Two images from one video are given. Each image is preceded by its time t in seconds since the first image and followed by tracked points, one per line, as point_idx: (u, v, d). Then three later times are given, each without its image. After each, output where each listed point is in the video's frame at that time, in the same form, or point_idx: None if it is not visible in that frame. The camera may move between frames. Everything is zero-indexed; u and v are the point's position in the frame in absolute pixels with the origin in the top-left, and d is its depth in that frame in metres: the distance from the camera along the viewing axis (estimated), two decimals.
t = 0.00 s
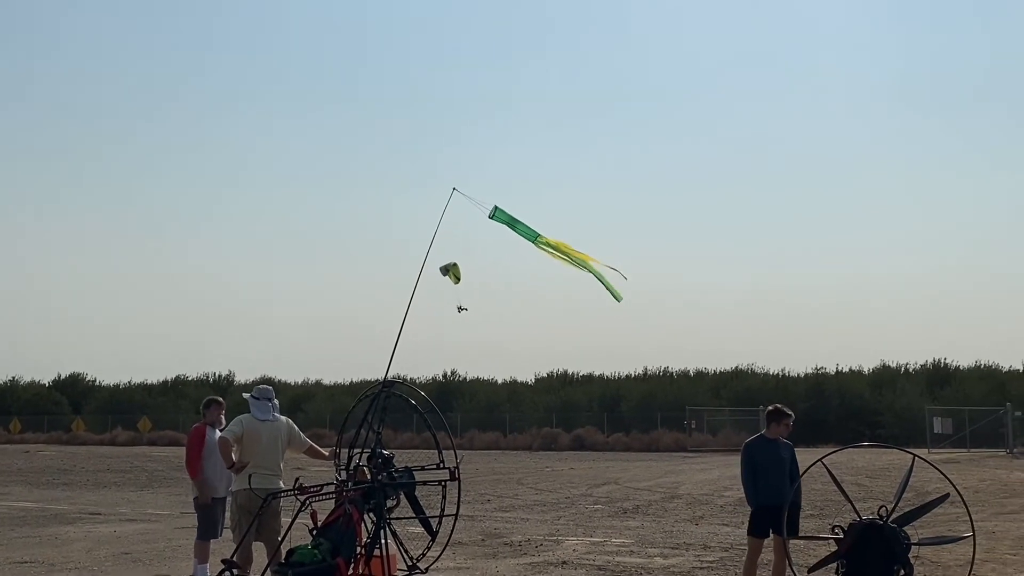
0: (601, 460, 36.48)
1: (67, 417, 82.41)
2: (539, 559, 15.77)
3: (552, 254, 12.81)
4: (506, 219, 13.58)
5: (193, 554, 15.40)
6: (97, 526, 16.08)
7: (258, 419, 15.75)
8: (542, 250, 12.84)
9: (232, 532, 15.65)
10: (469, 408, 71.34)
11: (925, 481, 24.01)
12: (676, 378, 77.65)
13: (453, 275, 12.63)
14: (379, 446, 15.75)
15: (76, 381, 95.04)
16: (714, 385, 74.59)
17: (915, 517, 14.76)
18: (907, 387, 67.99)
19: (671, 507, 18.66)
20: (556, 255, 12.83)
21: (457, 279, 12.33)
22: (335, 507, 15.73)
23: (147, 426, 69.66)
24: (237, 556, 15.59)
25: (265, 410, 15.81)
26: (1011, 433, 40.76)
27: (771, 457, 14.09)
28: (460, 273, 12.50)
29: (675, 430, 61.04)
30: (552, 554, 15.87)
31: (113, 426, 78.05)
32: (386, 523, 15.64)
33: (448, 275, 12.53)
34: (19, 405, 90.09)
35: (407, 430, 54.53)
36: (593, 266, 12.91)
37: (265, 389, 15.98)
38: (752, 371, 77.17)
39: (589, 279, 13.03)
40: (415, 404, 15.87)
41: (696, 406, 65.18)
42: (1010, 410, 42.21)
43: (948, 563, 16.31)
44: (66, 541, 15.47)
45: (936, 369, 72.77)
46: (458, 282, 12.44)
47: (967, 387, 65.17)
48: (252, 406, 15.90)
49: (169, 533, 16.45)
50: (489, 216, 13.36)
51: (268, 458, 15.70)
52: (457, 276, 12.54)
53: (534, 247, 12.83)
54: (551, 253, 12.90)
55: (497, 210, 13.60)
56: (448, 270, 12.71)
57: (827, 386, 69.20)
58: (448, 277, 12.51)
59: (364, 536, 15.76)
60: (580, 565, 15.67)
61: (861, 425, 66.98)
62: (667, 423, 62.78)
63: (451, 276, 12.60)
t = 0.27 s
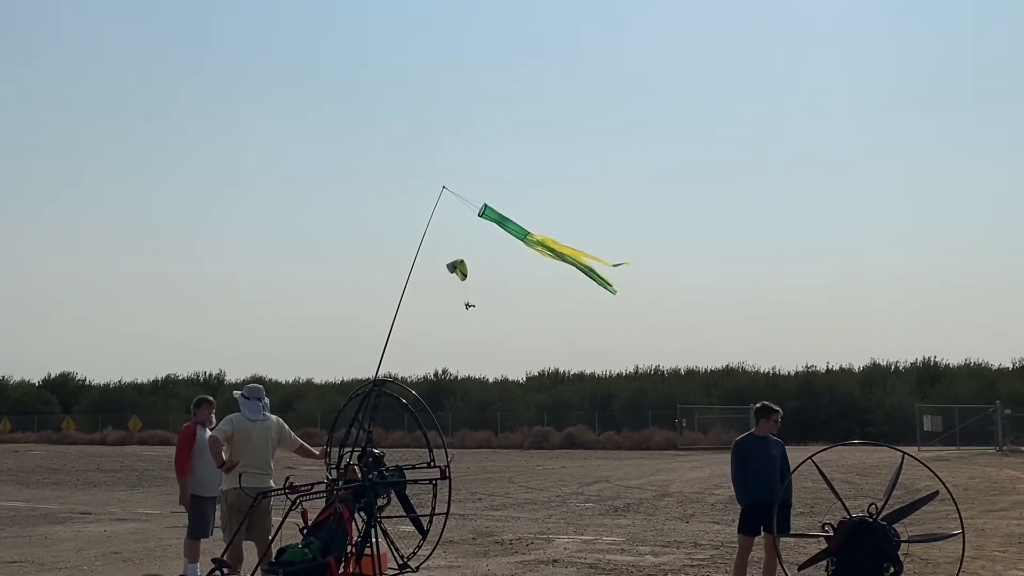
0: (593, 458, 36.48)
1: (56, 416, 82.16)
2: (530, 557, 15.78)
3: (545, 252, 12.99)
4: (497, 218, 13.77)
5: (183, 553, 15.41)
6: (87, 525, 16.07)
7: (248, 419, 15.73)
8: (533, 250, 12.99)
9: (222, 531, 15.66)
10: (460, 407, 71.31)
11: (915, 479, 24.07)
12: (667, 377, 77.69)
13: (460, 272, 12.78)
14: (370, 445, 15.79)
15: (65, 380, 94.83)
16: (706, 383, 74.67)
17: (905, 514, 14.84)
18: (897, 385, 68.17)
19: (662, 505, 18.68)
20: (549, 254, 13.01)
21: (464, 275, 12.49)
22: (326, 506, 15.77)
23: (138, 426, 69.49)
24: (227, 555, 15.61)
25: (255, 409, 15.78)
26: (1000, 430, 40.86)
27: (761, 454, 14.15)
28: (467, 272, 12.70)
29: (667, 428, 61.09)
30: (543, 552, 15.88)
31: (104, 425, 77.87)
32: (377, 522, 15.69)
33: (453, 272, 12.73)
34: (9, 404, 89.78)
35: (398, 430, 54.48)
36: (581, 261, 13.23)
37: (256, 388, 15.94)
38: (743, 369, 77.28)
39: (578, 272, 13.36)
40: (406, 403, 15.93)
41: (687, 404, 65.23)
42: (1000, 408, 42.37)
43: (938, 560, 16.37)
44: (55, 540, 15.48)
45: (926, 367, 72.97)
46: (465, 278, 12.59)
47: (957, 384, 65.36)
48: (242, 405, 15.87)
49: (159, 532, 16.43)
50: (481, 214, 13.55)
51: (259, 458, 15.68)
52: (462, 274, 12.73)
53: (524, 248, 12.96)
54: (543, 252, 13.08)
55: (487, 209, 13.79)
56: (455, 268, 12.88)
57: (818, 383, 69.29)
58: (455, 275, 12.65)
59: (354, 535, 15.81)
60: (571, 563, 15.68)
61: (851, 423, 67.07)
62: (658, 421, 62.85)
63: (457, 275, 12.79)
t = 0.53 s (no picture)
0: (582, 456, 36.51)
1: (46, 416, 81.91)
2: (521, 555, 15.80)
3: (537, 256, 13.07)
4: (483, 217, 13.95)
5: (173, 553, 15.45)
6: (77, 524, 16.09)
7: (237, 418, 15.74)
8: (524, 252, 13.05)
9: (212, 530, 15.70)
10: (451, 406, 71.25)
11: (904, 476, 24.12)
12: (659, 375, 77.72)
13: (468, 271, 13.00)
14: (360, 444, 15.82)
15: (55, 379, 94.58)
16: (696, 381, 74.61)
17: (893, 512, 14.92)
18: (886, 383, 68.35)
19: (652, 504, 18.71)
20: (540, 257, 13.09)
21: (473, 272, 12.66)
22: (315, 505, 15.79)
23: (129, 425, 69.29)
24: (217, 554, 15.66)
25: (245, 408, 15.78)
26: (989, 428, 41.02)
27: (748, 452, 14.17)
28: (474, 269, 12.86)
29: (658, 426, 61.09)
30: (533, 550, 15.90)
31: (93, 425, 77.65)
32: (367, 520, 15.72)
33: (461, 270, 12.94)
34: None
35: (390, 429, 54.40)
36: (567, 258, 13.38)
37: (245, 387, 15.94)
38: (734, 366, 77.37)
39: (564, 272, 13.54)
40: (396, 402, 15.94)
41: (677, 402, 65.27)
42: (989, 405, 42.45)
43: (927, 557, 16.45)
44: (44, 540, 15.50)
45: (916, 365, 73.14)
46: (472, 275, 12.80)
47: (946, 382, 65.54)
48: (231, 404, 15.86)
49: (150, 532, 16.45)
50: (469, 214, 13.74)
51: (248, 456, 15.69)
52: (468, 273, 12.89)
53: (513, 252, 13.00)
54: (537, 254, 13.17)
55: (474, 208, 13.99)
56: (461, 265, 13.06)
57: (808, 381, 69.41)
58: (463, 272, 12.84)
59: (344, 534, 15.84)
60: (561, 561, 15.71)
61: (841, 421, 67.19)
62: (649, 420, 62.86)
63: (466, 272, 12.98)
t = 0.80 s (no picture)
0: (572, 455, 36.50)
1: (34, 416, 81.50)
2: (510, 554, 15.79)
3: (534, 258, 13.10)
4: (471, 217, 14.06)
5: (161, 553, 15.42)
6: (65, 524, 16.05)
7: (225, 417, 15.68)
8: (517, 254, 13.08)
9: (200, 530, 15.67)
10: (441, 405, 71.15)
11: (893, 473, 24.20)
12: (648, 374, 77.77)
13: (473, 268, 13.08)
14: (348, 443, 15.81)
15: (45, 378, 94.13)
16: (686, 380, 74.68)
17: (881, 511, 14.97)
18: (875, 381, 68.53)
19: (642, 502, 18.72)
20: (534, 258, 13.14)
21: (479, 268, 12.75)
22: (304, 505, 15.77)
23: (117, 425, 68.96)
24: (205, 553, 15.63)
25: (232, 408, 15.72)
26: (978, 426, 41.16)
27: (729, 450, 14.23)
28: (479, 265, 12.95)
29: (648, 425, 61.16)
30: (523, 549, 15.90)
31: (82, 424, 77.30)
32: (356, 520, 15.72)
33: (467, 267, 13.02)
34: None
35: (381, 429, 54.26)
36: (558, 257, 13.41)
37: (233, 386, 15.88)
38: (724, 365, 77.50)
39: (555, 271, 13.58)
40: (385, 401, 15.92)
41: (666, 401, 65.31)
42: (976, 403, 42.53)
43: (916, 555, 16.50)
44: (32, 539, 15.46)
45: (905, 363, 73.33)
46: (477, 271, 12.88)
47: (934, 380, 65.75)
48: (219, 403, 15.80)
49: (138, 532, 16.42)
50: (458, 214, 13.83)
51: (236, 455, 15.66)
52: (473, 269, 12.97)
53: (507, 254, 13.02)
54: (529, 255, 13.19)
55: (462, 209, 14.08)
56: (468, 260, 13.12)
57: (795, 380, 69.57)
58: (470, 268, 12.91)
59: (333, 533, 15.83)
60: (551, 560, 15.71)
61: (830, 419, 67.32)
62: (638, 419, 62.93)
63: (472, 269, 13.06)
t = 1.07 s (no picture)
0: (556, 446, 37.31)
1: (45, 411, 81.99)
2: (501, 541, 16.61)
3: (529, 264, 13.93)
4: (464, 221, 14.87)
5: (167, 541, 16.18)
6: (75, 513, 16.81)
7: (228, 411, 16.44)
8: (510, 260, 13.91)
9: (204, 519, 16.43)
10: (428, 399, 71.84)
11: (865, 464, 25.14)
12: (631, 369, 78.73)
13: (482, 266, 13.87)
14: (346, 435, 16.59)
15: (55, 374, 94.56)
16: (667, 374, 75.74)
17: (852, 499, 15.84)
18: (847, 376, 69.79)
19: (626, 490, 19.58)
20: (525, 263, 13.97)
21: (484, 266, 13.53)
22: (304, 495, 16.53)
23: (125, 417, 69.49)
24: (209, 541, 16.40)
25: (235, 402, 16.47)
26: (944, 418, 42.30)
27: (698, 442, 15.19)
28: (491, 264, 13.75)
29: (631, 417, 62.17)
30: (512, 536, 16.70)
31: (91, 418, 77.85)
32: (354, 509, 16.49)
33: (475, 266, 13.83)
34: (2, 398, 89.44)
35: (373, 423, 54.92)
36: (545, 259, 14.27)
37: (235, 381, 16.61)
38: (704, 359, 78.57)
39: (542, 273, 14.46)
40: (381, 395, 16.70)
41: (648, 394, 66.31)
42: (945, 396, 43.65)
43: (885, 540, 17.38)
44: (43, 527, 16.22)
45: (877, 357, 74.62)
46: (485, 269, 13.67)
47: (903, 373, 67.09)
48: (223, 397, 16.54)
49: (145, 521, 17.19)
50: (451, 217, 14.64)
51: (238, 448, 16.42)
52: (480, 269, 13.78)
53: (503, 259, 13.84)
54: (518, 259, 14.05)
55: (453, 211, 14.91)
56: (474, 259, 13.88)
57: (772, 374, 70.73)
58: (476, 266, 13.67)
59: (331, 521, 16.62)
60: (539, 546, 16.52)
61: (805, 412, 68.49)
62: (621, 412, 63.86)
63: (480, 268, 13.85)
